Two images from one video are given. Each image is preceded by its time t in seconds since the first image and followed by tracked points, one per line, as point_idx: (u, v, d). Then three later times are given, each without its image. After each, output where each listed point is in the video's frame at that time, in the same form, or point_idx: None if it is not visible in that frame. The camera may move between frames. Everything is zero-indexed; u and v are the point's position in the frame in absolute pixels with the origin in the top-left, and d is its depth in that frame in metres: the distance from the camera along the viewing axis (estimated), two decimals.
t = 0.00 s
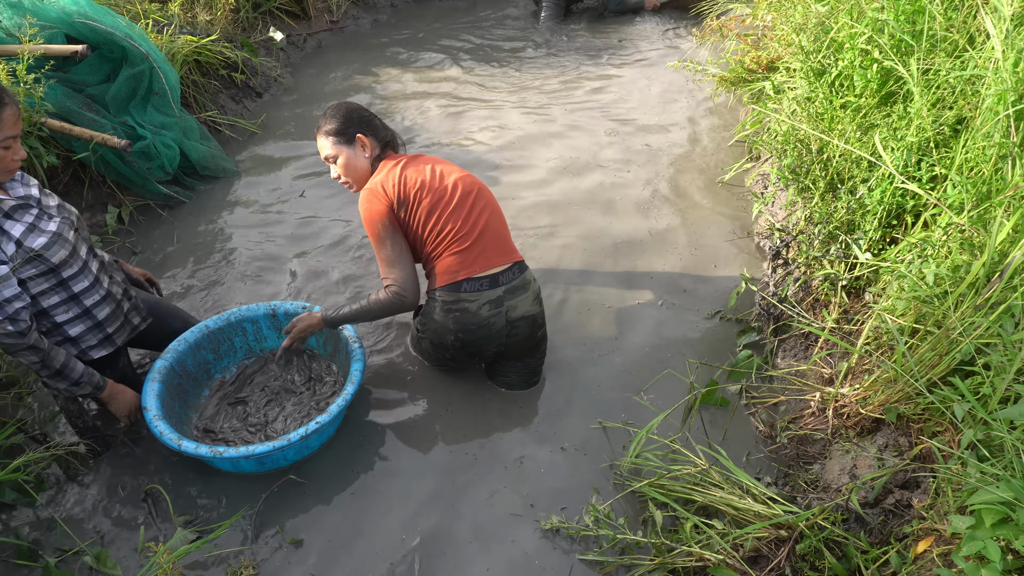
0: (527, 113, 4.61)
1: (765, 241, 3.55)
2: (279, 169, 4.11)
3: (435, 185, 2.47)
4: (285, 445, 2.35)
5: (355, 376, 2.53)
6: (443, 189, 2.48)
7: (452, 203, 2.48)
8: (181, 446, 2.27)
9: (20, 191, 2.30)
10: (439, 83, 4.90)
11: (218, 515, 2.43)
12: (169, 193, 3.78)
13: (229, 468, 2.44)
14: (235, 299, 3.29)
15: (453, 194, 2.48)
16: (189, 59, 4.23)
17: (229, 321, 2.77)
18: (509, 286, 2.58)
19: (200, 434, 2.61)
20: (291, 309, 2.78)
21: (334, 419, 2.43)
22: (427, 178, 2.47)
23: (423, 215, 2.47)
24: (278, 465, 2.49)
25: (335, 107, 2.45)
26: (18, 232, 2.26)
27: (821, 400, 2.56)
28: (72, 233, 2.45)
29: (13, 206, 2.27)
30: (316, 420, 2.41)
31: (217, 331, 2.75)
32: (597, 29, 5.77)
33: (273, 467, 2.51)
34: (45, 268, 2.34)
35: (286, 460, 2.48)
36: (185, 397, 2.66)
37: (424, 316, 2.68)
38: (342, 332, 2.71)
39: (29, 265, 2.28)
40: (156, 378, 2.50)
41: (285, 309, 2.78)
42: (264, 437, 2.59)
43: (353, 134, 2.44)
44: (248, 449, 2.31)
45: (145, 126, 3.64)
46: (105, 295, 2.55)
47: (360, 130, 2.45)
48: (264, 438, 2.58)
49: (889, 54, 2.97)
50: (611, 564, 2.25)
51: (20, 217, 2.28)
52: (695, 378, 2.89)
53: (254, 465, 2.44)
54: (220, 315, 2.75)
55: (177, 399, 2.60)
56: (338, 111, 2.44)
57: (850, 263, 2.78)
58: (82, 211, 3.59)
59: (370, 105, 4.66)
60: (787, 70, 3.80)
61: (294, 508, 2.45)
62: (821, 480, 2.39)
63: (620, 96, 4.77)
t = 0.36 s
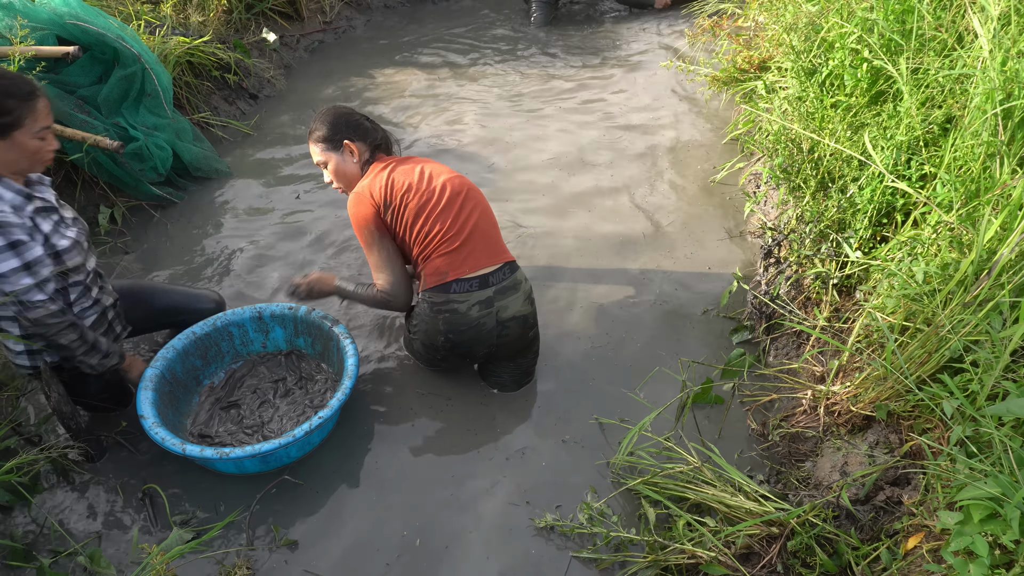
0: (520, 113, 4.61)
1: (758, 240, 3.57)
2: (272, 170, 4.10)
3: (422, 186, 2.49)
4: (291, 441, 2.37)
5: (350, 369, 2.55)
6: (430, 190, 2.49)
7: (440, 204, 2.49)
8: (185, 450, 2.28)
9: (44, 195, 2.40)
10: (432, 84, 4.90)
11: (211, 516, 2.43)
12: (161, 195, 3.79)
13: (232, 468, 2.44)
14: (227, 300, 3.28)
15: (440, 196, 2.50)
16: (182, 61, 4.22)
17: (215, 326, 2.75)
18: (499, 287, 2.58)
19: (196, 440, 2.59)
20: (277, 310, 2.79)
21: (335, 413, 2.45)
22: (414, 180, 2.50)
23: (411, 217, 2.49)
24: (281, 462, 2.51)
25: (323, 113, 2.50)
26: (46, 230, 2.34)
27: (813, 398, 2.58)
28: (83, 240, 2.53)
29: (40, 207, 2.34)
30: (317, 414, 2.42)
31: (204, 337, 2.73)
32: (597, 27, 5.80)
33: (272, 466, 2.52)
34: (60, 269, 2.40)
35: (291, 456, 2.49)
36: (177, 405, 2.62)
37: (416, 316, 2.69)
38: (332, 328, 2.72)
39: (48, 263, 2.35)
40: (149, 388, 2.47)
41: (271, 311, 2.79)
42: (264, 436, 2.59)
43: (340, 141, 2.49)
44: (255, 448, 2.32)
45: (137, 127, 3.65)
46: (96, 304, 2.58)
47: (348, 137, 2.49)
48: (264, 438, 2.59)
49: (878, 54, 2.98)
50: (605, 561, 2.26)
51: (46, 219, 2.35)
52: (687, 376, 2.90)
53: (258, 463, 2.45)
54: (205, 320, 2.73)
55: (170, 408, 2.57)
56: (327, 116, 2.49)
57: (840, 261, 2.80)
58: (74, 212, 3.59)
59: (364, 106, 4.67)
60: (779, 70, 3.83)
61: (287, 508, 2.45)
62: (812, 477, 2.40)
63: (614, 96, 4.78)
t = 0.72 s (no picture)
0: (517, 114, 4.63)
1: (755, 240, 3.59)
2: (269, 170, 4.12)
3: (408, 190, 2.60)
4: (297, 436, 2.39)
5: (347, 361, 2.56)
6: (415, 192, 2.59)
7: (425, 204, 2.57)
8: (190, 452, 2.28)
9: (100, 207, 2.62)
10: (429, 84, 4.92)
11: (211, 515, 2.44)
12: (159, 196, 3.79)
13: (236, 468, 2.45)
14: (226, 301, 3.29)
15: (426, 197, 2.59)
16: (180, 62, 4.23)
17: (202, 326, 2.74)
18: (493, 281, 2.60)
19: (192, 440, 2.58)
20: (264, 308, 2.81)
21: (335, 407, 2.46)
22: (400, 186, 2.61)
23: (399, 219, 2.58)
24: (284, 457, 2.51)
25: (311, 127, 2.60)
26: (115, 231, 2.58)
27: (809, 396, 2.60)
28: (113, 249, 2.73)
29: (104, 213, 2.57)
30: (320, 408, 2.44)
31: (192, 338, 2.72)
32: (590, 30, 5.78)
33: (271, 463, 2.52)
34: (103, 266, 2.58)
35: (292, 451, 2.49)
36: (170, 407, 2.62)
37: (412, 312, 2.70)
38: (323, 322, 2.74)
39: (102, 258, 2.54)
40: (144, 392, 2.46)
41: (258, 308, 2.80)
42: (261, 434, 2.61)
43: (329, 154, 2.58)
44: (261, 445, 2.33)
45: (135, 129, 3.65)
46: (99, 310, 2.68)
47: (337, 150, 2.58)
48: (262, 435, 2.60)
49: (872, 54, 3.01)
50: (604, 557, 2.27)
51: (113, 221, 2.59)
52: (685, 374, 2.93)
53: (262, 461, 2.46)
54: (192, 321, 2.72)
55: (164, 411, 2.56)
56: (315, 130, 2.59)
57: (836, 259, 2.82)
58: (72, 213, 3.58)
59: (361, 106, 4.68)
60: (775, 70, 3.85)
61: (286, 507, 2.46)
62: (809, 474, 2.42)
63: (610, 96, 4.80)
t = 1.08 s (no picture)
0: (513, 114, 4.63)
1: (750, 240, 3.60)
2: (264, 172, 4.12)
3: (389, 198, 2.63)
4: (294, 436, 2.39)
5: (338, 359, 2.59)
6: (396, 200, 2.62)
7: (407, 210, 2.60)
8: (187, 461, 2.26)
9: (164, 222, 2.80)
10: (425, 86, 4.92)
11: (206, 518, 2.43)
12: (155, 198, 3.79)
13: (235, 473, 2.43)
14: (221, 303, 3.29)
15: (407, 204, 2.61)
16: (175, 64, 4.23)
17: (187, 336, 2.73)
18: (479, 282, 2.61)
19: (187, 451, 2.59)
20: (248, 313, 2.81)
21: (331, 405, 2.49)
22: (381, 195, 2.65)
23: (382, 227, 2.60)
24: (282, 460, 2.51)
25: (300, 147, 2.69)
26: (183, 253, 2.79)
27: (804, 395, 2.60)
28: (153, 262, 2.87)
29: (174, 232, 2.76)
30: (316, 406, 2.45)
31: (178, 348, 2.71)
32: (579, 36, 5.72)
33: (269, 468, 2.52)
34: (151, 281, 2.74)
35: (291, 453, 2.51)
36: (161, 420, 2.61)
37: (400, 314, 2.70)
38: (310, 324, 2.77)
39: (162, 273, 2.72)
40: (134, 405, 2.45)
41: (242, 315, 2.80)
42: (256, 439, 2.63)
43: (315, 172, 2.65)
44: (260, 446, 2.33)
45: (130, 130, 3.62)
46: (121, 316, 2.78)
47: (323, 169, 2.65)
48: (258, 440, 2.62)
49: (865, 54, 3.02)
50: (600, 557, 2.27)
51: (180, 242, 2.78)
52: (680, 374, 2.94)
53: (261, 465, 2.45)
54: (177, 332, 2.71)
55: (155, 423, 2.55)
56: (303, 150, 2.68)
57: (830, 259, 2.83)
58: (67, 216, 3.58)
59: (356, 108, 4.68)
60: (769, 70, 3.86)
61: (281, 509, 2.46)
62: (803, 473, 2.43)
63: (605, 97, 4.80)
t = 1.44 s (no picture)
0: (508, 114, 4.64)
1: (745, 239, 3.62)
2: (260, 172, 4.11)
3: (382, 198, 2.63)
4: (293, 442, 2.39)
5: (333, 365, 2.60)
6: (390, 200, 2.63)
7: (400, 211, 2.60)
8: (184, 471, 2.24)
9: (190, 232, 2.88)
10: (420, 86, 4.92)
11: (202, 518, 2.43)
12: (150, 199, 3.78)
13: (231, 483, 2.41)
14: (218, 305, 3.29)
15: (401, 204, 2.61)
16: (169, 64, 4.22)
17: (176, 348, 2.72)
18: (473, 283, 2.61)
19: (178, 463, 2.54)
20: (237, 325, 2.81)
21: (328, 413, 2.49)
22: (374, 195, 2.65)
23: (375, 228, 2.60)
24: (280, 468, 2.50)
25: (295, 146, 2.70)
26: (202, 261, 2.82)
27: (799, 392, 2.60)
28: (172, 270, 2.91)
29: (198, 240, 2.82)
30: (314, 411, 2.46)
31: (166, 361, 2.69)
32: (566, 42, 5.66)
33: (264, 479, 2.49)
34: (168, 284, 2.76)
35: (286, 462, 2.49)
36: (150, 433, 2.58)
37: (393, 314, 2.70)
38: (301, 333, 2.78)
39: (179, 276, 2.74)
40: (123, 417, 2.42)
41: (232, 326, 2.80)
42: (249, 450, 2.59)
43: (307, 173, 2.65)
44: (259, 454, 2.32)
45: (125, 131, 3.63)
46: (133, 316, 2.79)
47: (314, 168, 2.65)
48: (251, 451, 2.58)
49: (858, 53, 3.04)
50: (595, 557, 2.28)
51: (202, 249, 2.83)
52: (676, 373, 2.94)
53: (258, 475, 2.43)
54: (165, 344, 2.70)
55: (144, 436, 2.52)
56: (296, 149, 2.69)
57: (824, 256, 2.84)
58: (62, 217, 3.57)
59: (352, 108, 4.68)
60: (764, 70, 3.88)
61: (276, 511, 2.46)
62: (799, 470, 2.44)
63: (601, 96, 4.81)
